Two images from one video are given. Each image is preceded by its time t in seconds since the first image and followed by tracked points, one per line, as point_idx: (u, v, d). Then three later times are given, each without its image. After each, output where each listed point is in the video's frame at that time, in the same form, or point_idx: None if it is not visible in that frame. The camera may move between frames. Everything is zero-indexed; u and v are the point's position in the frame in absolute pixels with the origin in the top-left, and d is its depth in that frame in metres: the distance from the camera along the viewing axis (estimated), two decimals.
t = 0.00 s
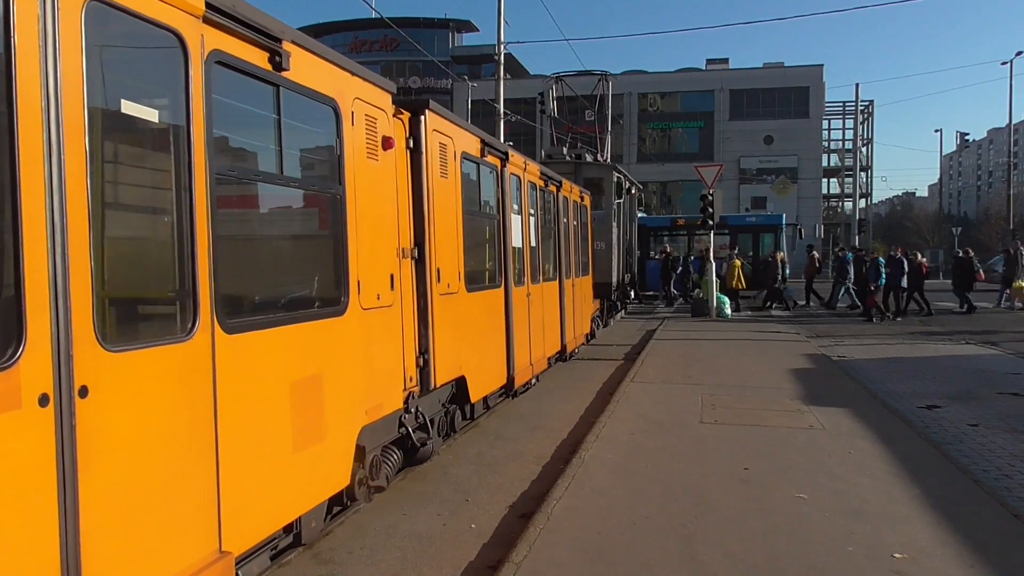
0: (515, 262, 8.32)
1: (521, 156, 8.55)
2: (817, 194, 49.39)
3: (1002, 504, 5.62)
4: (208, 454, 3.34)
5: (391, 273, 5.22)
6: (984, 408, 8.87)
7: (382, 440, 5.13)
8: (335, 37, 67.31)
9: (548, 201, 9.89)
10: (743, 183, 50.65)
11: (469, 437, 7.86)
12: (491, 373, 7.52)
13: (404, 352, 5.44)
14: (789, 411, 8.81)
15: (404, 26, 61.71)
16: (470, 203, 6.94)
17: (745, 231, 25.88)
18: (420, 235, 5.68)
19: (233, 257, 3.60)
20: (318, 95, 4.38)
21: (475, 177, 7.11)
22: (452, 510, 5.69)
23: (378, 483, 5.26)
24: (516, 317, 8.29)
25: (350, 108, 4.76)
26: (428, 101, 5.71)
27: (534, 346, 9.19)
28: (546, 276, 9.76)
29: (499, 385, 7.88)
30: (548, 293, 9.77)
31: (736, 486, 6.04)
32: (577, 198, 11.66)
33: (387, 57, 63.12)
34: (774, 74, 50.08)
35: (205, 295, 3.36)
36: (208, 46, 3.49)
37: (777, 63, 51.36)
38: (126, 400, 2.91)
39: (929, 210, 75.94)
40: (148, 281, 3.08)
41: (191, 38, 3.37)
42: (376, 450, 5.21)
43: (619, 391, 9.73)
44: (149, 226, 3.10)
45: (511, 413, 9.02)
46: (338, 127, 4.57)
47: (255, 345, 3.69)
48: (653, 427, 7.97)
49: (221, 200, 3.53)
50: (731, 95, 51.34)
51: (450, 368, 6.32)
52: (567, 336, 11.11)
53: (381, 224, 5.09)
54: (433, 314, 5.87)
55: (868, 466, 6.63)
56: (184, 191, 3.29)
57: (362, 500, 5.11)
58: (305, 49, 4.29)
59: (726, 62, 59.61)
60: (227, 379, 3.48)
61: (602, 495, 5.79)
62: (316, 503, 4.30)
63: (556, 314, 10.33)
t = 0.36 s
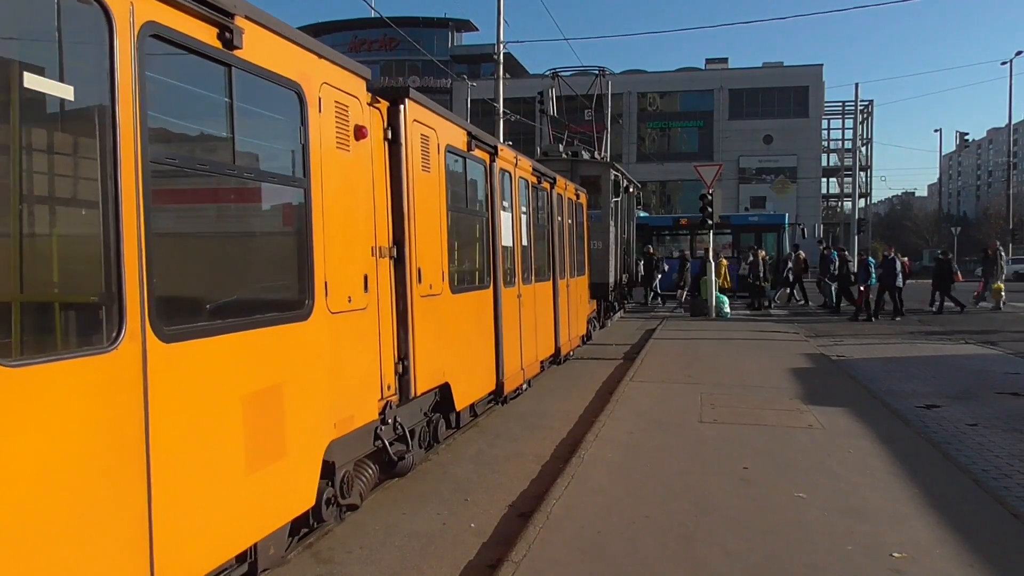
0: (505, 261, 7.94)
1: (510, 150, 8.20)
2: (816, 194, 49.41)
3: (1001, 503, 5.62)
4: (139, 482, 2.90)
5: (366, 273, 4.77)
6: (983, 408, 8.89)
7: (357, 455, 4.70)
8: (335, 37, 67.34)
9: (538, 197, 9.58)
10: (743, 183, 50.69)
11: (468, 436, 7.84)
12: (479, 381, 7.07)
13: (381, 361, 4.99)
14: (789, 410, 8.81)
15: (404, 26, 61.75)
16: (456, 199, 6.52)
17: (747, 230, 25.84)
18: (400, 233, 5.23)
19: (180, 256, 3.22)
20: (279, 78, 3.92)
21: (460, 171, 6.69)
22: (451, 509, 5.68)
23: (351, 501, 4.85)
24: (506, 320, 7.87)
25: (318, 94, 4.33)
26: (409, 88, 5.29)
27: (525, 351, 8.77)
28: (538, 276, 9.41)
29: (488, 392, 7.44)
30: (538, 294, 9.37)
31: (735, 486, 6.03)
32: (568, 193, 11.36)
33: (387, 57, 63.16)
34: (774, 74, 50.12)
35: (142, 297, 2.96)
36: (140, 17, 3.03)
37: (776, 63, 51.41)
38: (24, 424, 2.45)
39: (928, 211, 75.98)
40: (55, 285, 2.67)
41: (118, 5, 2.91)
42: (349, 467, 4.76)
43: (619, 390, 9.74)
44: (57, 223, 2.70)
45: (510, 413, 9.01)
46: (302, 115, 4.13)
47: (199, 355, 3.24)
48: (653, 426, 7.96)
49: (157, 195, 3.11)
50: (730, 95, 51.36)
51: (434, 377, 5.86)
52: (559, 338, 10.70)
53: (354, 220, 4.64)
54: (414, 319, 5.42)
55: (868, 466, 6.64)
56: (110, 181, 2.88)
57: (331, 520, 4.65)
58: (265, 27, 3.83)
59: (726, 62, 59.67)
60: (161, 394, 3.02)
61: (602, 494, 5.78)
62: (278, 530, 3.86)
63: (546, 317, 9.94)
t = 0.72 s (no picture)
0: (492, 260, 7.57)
1: (497, 144, 7.84)
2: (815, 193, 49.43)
3: (999, 502, 5.63)
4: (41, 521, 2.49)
5: (333, 273, 4.38)
6: (980, 407, 8.90)
7: (323, 472, 4.33)
8: (333, 36, 67.34)
9: (528, 193, 9.27)
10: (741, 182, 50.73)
11: (466, 436, 7.83)
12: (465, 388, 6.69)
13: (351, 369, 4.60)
14: (787, 409, 8.82)
15: (403, 25, 61.72)
16: (438, 194, 6.14)
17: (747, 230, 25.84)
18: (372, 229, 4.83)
19: (118, 255, 2.92)
20: (226, 57, 3.53)
21: (444, 165, 6.30)
22: (449, 509, 5.68)
23: (317, 523, 4.41)
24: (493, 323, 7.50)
25: (277, 75, 3.94)
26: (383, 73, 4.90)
27: (514, 355, 8.39)
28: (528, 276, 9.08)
29: (474, 399, 7.06)
30: (528, 296, 9.00)
31: (734, 485, 6.03)
32: (559, 191, 11.06)
33: (386, 56, 63.14)
34: (772, 73, 50.11)
35: (44, 297, 2.56)
36: None
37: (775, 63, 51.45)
38: None
39: (927, 210, 76.04)
40: None
41: None
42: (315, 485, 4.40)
43: (618, 390, 9.75)
44: None
45: (508, 412, 9.00)
46: (254, 98, 3.73)
47: (127, 366, 2.86)
48: (651, 425, 7.95)
49: (101, 187, 2.85)
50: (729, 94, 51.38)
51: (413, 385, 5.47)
52: (550, 341, 10.33)
53: (318, 215, 4.25)
54: (390, 322, 5.03)
55: (865, 465, 6.65)
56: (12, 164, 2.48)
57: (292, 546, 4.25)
58: None
59: (724, 62, 59.68)
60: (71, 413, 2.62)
61: (600, 494, 5.78)
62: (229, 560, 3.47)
63: (537, 319, 9.57)
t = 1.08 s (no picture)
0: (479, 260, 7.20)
1: (484, 137, 7.48)
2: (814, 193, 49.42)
3: (998, 501, 5.65)
4: None
5: (294, 274, 3.95)
6: (978, 406, 8.92)
7: (283, 494, 3.92)
8: (333, 36, 67.32)
9: (517, 190, 8.95)
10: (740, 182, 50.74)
11: (466, 435, 7.84)
12: (450, 397, 6.27)
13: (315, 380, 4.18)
14: (786, 409, 8.82)
15: (403, 24, 61.71)
16: (419, 190, 5.73)
17: (749, 229, 25.84)
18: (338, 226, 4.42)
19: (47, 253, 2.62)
20: (168, 29, 3.14)
21: (424, 159, 5.90)
22: (449, 508, 5.69)
23: (277, 551, 3.94)
24: (480, 326, 7.11)
25: (225, 54, 3.50)
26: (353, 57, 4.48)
27: (503, 360, 7.99)
28: (517, 277, 8.75)
29: (460, 408, 6.64)
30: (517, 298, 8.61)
31: (733, 484, 6.05)
32: (550, 187, 10.73)
33: (386, 56, 63.15)
34: (770, 72, 50.12)
35: None
36: None
37: (774, 62, 51.46)
38: None
39: (926, 210, 76.09)
40: None
41: None
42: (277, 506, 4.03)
43: (618, 389, 9.77)
44: None
45: (508, 412, 9.03)
46: (198, 79, 3.32)
47: (30, 384, 2.45)
48: (650, 425, 7.97)
49: (32, 179, 2.58)
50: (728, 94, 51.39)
51: (389, 396, 5.04)
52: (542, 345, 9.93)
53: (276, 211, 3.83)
54: (361, 328, 4.60)
55: (864, 464, 6.65)
56: None
57: None
58: None
59: (724, 61, 59.71)
60: None
61: (600, 493, 5.80)
62: None
63: (528, 322, 9.19)
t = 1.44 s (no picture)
0: (466, 259, 6.80)
1: (471, 128, 7.05)
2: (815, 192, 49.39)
3: (998, 500, 5.67)
4: None
5: (245, 277, 3.56)
6: (977, 405, 8.95)
7: (231, 525, 3.51)
8: (333, 36, 67.35)
9: (509, 185, 8.56)
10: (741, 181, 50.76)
11: (466, 434, 7.87)
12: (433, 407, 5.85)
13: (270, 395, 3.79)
14: (786, 408, 8.84)
15: (403, 24, 61.72)
16: (398, 183, 5.34)
17: (753, 228, 25.76)
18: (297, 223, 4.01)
19: None
20: None
21: (403, 151, 5.48)
22: (450, 507, 5.72)
23: None
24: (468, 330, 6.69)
25: (159, 27, 3.10)
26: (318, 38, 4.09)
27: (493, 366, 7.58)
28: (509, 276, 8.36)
29: (445, 418, 6.24)
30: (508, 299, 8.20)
31: (733, 483, 6.07)
32: (544, 182, 10.35)
33: (386, 56, 63.19)
34: (770, 72, 50.11)
35: None
36: None
37: (774, 61, 51.48)
38: None
39: (926, 209, 76.08)
40: None
41: None
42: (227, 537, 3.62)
43: (619, 388, 9.79)
44: None
45: (509, 411, 9.05)
46: (125, 53, 2.92)
47: None
48: (650, 424, 7.98)
49: None
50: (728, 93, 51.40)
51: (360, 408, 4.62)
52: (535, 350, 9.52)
53: (221, 205, 3.42)
54: (325, 335, 4.19)
55: (864, 463, 6.68)
56: None
57: None
58: None
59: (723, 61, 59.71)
60: None
61: (600, 492, 5.82)
62: None
63: (520, 324, 8.79)
